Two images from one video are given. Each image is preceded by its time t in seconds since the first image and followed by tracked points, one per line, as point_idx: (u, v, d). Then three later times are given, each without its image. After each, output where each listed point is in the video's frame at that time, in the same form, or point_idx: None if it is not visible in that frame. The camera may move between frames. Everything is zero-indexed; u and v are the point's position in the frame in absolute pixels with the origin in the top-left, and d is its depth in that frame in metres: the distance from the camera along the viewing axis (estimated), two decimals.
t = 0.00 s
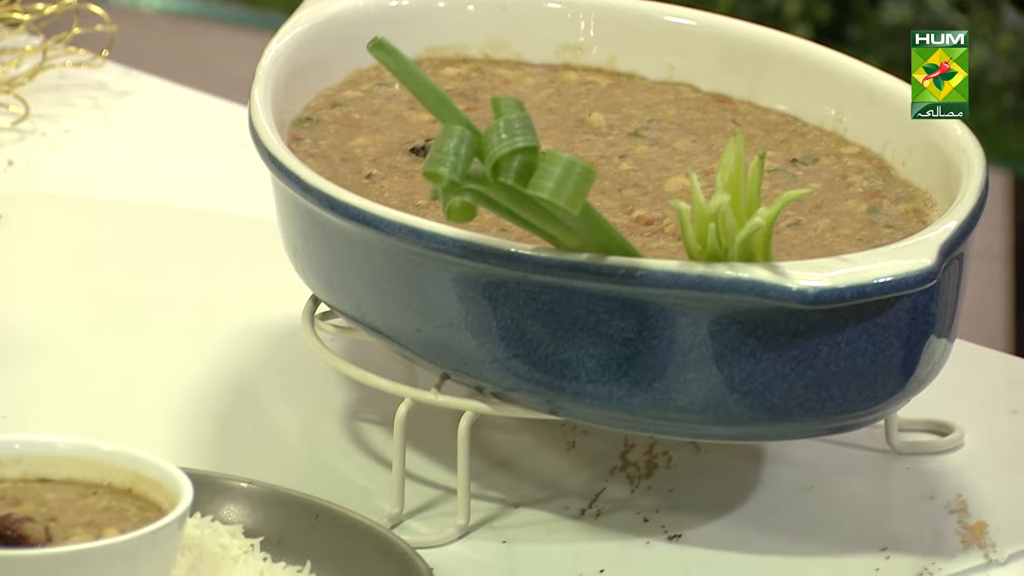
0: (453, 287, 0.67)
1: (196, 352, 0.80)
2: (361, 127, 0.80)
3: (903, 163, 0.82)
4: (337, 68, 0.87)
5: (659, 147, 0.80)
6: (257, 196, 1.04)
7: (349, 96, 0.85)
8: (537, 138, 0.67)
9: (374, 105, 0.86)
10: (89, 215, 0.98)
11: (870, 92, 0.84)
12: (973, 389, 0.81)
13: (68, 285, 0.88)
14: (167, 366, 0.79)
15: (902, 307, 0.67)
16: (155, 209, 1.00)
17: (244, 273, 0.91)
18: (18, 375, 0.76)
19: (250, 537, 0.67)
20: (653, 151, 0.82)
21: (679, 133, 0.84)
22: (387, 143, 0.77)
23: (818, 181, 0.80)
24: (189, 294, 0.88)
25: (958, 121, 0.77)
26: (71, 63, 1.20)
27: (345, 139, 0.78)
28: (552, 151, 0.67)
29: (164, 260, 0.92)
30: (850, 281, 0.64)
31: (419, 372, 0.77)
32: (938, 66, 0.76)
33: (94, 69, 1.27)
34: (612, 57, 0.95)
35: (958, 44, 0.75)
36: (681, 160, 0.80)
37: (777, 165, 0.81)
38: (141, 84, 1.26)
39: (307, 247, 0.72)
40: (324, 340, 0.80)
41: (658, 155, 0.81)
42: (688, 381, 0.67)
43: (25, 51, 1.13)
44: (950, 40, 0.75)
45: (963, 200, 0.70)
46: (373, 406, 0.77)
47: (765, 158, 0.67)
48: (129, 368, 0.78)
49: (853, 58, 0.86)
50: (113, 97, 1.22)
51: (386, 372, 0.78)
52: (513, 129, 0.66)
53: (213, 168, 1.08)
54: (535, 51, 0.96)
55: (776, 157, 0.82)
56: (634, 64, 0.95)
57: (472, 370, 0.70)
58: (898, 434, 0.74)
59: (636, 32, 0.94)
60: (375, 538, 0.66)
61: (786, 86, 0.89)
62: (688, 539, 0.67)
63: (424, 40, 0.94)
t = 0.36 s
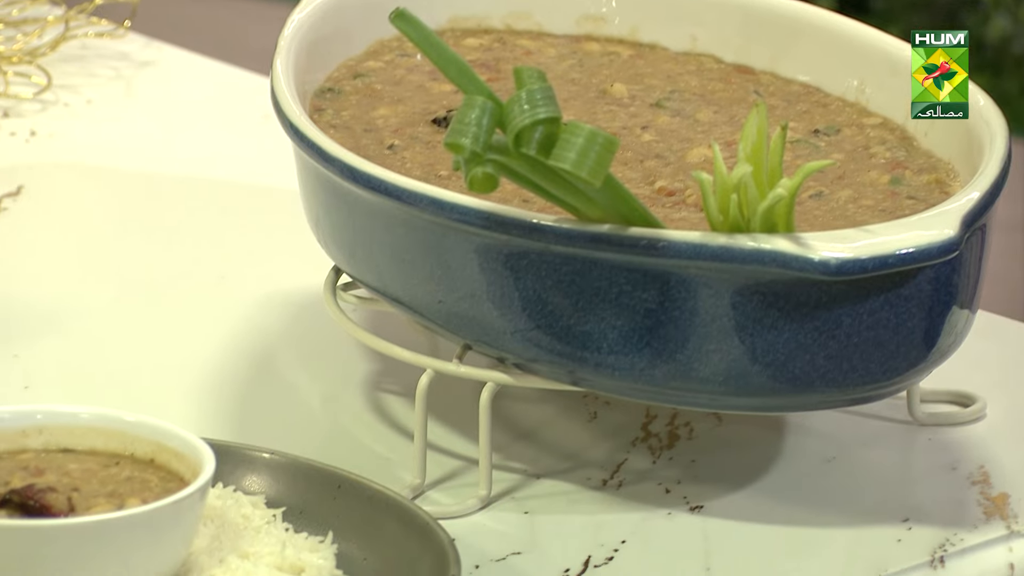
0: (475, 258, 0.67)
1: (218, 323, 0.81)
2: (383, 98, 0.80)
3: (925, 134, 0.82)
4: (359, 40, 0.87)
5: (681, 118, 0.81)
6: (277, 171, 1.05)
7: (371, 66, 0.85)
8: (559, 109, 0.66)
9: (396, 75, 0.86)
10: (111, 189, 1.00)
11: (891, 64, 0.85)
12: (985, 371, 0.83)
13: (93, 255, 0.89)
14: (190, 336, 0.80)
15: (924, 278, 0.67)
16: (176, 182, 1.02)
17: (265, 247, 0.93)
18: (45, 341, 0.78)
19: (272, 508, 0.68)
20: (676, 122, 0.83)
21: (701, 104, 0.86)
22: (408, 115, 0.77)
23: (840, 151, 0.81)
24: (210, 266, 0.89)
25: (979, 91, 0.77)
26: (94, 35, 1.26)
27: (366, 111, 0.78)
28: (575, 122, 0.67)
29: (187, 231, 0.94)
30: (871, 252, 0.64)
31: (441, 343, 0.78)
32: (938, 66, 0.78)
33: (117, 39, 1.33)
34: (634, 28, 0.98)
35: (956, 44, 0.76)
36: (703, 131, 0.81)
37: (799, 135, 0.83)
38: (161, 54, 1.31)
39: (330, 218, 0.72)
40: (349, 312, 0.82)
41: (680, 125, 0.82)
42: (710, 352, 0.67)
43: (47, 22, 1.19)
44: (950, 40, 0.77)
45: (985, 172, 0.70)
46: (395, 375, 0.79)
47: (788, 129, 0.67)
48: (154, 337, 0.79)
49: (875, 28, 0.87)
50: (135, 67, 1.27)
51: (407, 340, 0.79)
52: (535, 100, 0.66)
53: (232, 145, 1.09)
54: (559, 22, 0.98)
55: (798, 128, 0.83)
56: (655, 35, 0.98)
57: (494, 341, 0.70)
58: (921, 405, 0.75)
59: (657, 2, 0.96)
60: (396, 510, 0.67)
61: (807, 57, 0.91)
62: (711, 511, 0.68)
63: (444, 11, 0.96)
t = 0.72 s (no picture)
0: (498, 229, 0.67)
1: (241, 291, 0.83)
2: (407, 69, 0.81)
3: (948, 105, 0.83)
4: (382, 13, 0.87)
5: (705, 89, 0.82)
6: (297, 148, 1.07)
7: (394, 37, 0.85)
8: (582, 80, 0.66)
9: (419, 46, 0.86)
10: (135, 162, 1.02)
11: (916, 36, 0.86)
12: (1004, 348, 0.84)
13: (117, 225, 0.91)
14: (213, 305, 0.82)
15: (948, 250, 0.67)
16: (197, 154, 1.04)
17: (285, 220, 0.94)
18: (72, 308, 0.80)
19: (295, 479, 0.69)
20: (699, 93, 0.84)
21: (724, 75, 0.87)
22: (432, 86, 0.78)
23: (863, 122, 0.82)
24: (234, 236, 0.91)
25: (1003, 63, 0.78)
26: (117, 7, 1.30)
27: (389, 81, 0.78)
28: (598, 93, 0.66)
29: (210, 203, 0.96)
30: (895, 223, 0.64)
31: (464, 315, 0.79)
32: (937, 66, 0.79)
33: (143, 12, 1.38)
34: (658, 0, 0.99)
35: (958, 43, 0.79)
36: (727, 102, 0.82)
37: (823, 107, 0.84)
38: (185, 25, 1.36)
39: (354, 189, 0.72)
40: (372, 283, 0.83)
41: (703, 96, 0.83)
42: (733, 323, 0.67)
43: None
44: (952, 39, 0.80)
45: (1009, 146, 0.70)
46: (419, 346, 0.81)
47: (812, 99, 0.67)
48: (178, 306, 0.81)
49: None
50: (159, 38, 1.32)
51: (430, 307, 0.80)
52: (559, 71, 0.65)
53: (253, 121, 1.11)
54: None
55: (822, 99, 0.85)
56: (679, 7, 0.99)
57: (517, 312, 0.70)
58: (944, 376, 0.77)
59: None
60: (420, 482, 0.68)
61: (830, 29, 0.92)
62: (733, 481, 0.70)
63: None
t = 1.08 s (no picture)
0: (515, 198, 0.67)
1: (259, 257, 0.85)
2: (424, 38, 0.81)
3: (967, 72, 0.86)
4: None
5: (722, 59, 0.84)
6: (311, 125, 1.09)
7: (412, 6, 0.86)
8: (600, 49, 0.65)
9: (437, 15, 0.87)
10: (151, 136, 1.05)
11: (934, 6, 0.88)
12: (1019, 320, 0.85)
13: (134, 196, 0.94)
14: (230, 271, 0.84)
15: (967, 219, 0.66)
16: (212, 127, 1.07)
17: (300, 192, 0.97)
18: (93, 273, 0.82)
19: (312, 448, 0.70)
20: (718, 62, 0.85)
21: (741, 44, 0.88)
22: (450, 54, 0.79)
23: (881, 91, 0.84)
24: (251, 206, 0.93)
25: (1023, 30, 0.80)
26: None
27: (407, 50, 0.80)
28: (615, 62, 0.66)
29: (225, 174, 0.98)
30: (914, 192, 0.63)
31: (481, 285, 0.80)
32: (937, 66, 0.74)
33: None
34: None
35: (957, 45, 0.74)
36: (744, 71, 0.83)
37: (841, 76, 0.86)
38: None
39: (372, 157, 0.73)
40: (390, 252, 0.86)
41: (721, 65, 0.84)
42: (750, 293, 0.67)
43: None
44: (951, 41, 0.74)
45: None
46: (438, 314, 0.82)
47: (830, 68, 0.67)
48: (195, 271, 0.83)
49: None
50: (175, 9, 1.37)
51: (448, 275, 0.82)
52: (576, 40, 0.65)
53: (267, 99, 1.14)
54: None
55: (840, 68, 0.87)
56: None
57: (534, 282, 0.70)
58: (961, 345, 0.79)
59: None
60: (438, 452, 0.69)
61: None
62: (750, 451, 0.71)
63: None
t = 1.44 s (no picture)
0: (529, 171, 0.67)
1: (271, 228, 0.87)
2: (436, 11, 0.83)
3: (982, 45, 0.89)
4: None
5: (736, 33, 0.84)
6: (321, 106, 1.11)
7: None
8: (613, 21, 0.65)
9: None
10: (163, 114, 1.06)
11: None
12: None
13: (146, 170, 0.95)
14: (242, 244, 0.85)
15: (982, 192, 0.66)
16: (223, 103, 1.09)
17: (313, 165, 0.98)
18: (108, 243, 0.84)
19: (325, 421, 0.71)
20: (731, 33, 0.87)
21: (755, 18, 0.88)
22: (462, 27, 0.81)
23: (895, 64, 0.87)
24: (264, 180, 0.95)
25: None
26: None
27: (419, 23, 0.81)
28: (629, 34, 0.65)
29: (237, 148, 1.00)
30: (929, 165, 0.62)
31: (495, 257, 0.81)
32: (937, 66, 0.70)
33: None
34: None
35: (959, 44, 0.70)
36: (758, 44, 0.83)
37: (856, 50, 0.88)
38: None
39: (386, 130, 0.73)
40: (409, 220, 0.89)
41: (734, 38, 0.85)
42: (764, 267, 0.66)
43: None
44: (951, 40, 0.71)
45: None
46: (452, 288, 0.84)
47: (844, 41, 0.67)
48: (207, 244, 0.85)
49: None
50: None
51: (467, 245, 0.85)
52: (589, 12, 0.64)
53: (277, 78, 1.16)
54: None
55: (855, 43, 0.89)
56: None
57: (548, 256, 0.70)
58: (977, 320, 0.81)
59: None
60: (452, 428, 0.69)
61: None
62: (764, 425, 0.72)
63: None
